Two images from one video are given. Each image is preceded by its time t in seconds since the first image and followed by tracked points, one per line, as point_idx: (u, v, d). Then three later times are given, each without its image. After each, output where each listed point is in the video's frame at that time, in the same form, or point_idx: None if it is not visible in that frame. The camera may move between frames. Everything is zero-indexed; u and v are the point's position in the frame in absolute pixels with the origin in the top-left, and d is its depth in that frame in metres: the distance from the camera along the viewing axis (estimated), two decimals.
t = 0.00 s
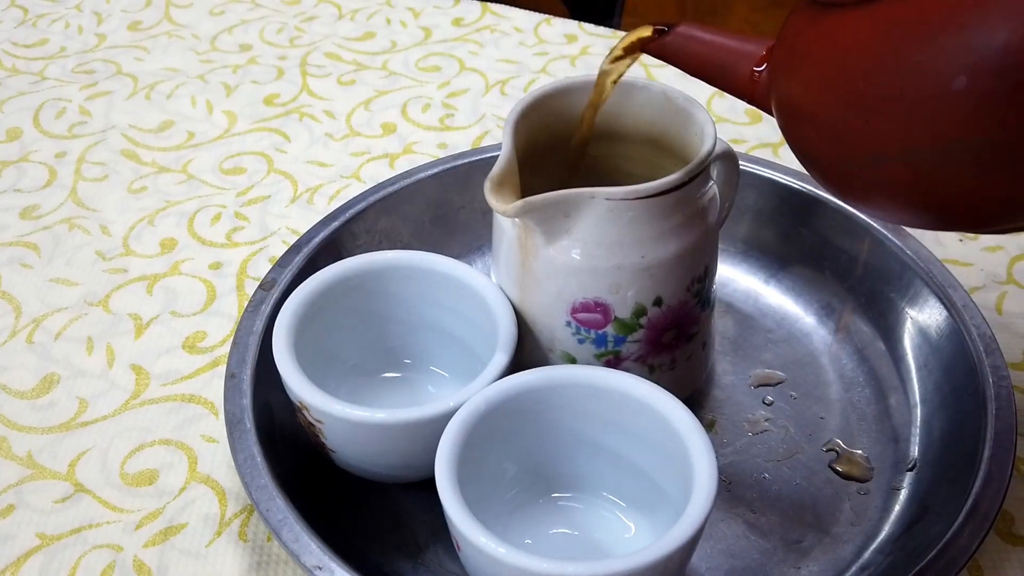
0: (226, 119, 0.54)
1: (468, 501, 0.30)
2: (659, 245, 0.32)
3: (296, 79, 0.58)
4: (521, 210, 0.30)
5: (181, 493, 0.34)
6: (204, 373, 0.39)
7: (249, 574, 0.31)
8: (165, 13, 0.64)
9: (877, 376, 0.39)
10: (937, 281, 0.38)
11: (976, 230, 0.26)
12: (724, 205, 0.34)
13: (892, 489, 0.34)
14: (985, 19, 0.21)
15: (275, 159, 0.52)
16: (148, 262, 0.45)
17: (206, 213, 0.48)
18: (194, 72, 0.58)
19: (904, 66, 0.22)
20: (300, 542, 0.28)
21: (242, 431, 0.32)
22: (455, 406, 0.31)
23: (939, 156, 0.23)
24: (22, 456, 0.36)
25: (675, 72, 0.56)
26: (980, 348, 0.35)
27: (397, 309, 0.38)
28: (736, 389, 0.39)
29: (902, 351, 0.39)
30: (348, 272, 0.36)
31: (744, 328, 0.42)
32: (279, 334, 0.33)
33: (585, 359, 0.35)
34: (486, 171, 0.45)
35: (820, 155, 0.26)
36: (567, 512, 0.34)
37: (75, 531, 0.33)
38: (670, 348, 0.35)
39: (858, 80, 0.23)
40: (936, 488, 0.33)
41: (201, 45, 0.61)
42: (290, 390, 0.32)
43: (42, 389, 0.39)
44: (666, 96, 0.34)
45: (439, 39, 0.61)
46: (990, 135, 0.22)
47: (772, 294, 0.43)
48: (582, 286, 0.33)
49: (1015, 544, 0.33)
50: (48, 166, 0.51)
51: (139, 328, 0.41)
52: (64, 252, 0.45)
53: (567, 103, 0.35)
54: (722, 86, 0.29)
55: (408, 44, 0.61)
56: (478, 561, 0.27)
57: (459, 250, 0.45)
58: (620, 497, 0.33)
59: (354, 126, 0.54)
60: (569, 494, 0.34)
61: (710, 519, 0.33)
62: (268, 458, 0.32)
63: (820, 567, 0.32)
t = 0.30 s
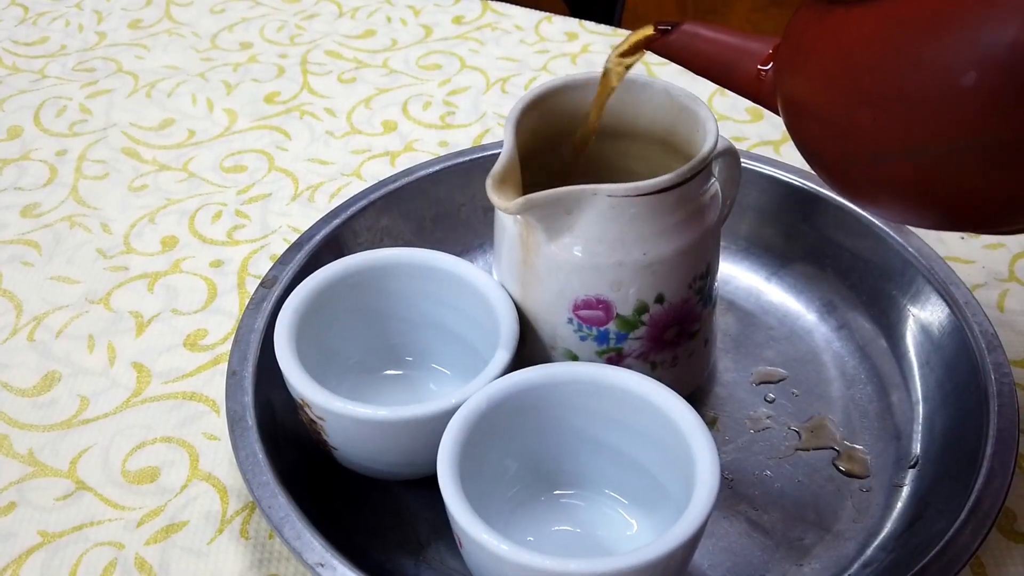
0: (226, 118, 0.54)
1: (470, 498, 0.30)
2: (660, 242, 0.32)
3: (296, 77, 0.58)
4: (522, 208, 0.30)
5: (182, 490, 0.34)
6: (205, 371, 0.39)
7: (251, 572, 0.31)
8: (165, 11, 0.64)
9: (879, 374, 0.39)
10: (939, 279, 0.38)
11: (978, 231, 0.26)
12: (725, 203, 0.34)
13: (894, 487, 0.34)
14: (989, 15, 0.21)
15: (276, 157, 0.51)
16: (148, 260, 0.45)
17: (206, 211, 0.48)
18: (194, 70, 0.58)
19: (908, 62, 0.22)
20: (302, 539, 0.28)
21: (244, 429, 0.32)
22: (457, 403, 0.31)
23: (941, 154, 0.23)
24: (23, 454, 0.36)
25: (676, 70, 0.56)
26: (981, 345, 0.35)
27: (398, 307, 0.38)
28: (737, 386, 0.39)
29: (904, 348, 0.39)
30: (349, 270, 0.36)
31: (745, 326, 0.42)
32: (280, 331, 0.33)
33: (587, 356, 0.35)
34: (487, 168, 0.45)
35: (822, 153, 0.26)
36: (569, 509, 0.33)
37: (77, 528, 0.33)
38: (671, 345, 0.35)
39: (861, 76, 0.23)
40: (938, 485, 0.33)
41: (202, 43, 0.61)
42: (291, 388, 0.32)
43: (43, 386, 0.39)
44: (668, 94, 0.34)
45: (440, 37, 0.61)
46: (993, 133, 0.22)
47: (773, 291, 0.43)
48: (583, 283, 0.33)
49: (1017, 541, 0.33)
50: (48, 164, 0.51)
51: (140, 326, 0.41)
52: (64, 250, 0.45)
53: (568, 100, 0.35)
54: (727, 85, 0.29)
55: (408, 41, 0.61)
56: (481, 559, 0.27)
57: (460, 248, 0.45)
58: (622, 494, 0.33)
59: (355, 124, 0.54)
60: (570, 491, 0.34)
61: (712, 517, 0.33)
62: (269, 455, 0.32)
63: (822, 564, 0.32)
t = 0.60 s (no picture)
0: (225, 117, 0.54)
1: (469, 498, 0.30)
2: (659, 241, 0.32)
3: (295, 76, 0.58)
4: (521, 207, 0.30)
5: (181, 490, 0.34)
6: (204, 370, 0.39)
7: (250, 572, 0.31)
8: (164, 11, 0.64)
9: (878, 373, 0.39)
10: (938, 278, 0.38)
11: (977, 222, 0.25)
12: (724, 202, 0.34)
13: (893, 487, 0.34)
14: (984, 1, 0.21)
15: (275, 157, 0.51)
16: (147, 259, 0.45)
17: (206, 211, 0.48)
18: (194, 69, 0.58)
19: (904, 50, 0.22)
20: (300, 539, 0.28)
21: (242, 428, 0.32)
22: (456, 403, 0.31)
23: (938, 144, 0.23)
24: (22, 454, 0.36)
25: (675, 69, 0.56)
26: (981, 344, 0.35)
27: (398, 306, 0.38)
28: (737, 386, 0.39)
29: (903, 348, 0.39)
30: (347, 269, 0.36)
31: (745, 325, 0.42)
32: (278, 330, 0.33)
33: (586, 356, 0.35)
34: (486, 167, 0.45)
35: (819, 144, 0.25)
36: (568, 509, 0.33)
37: (75, 528, 0.33)
38: (670, 345, 0.35)
39: (857, 65, 0.23)
40: (937, 485, 0.33)
41: (201, 42, 0.61)
42: (290, 387, 0.32)
43: (41, 386, 0.38)
44: (667, 93, 0.34)
45: (439, 36, 0.61)
46: (990, 123, 0.22)
47: (772, 290, 0.43)
48: (582, 282, 0.33)
49: (1016, 540, 0.33)
50: (47, 164, 0.51)
51: (138, 326, 0.41)
52: (63, 249, 0.45)
53: (566, 100, 0.35)
54: (723, 79, 0.28)
55: (408, 41, 0.61)
56: (480, 559, 0.27)
57: (459, 247, 0.45)
58: (621, 494, 0.33)
59: (354, 123, 0.54)
60: (569, 491, 0.34)
61: (711, 517, 0.33)
62: (268, 455, 0.32)
63: (821, 564, 0.32)
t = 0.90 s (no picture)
0: (223, 114, 0.54)
1: (467, 495, 0.30)
2: (657, 238, 0.32)
3: (293, 73, 0.57)
4: (518, 204, 0.30)
5: (179, 488, 0.34)
6: (202, 369, 0.39)
7: (247, 570, 0.31)
8: (161, 8, 0.64)
9: (877, 370, 0.39)
10: (938, 275, 0.38)
11: (975, 218, 0.25)
12: (723, 199, 0.34)
13: (893, 484, 0.34)
14: None
15: (273, 154, 0.51)
16: (145, 257, 0.45)
17: (203, 209, 0.48)
18: (191, 67, 0.58)
19: (890, 47, 0.22)
20: (297, 537, 0.28)
21: (240, 426, 0.32)
22: (454, 400, 0.31)
23: (932, 141, 0.22)
24: (19, 452, 0.36)
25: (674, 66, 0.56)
26: (980, 341, 0.35)
27: (396, 304, 0.38)
28: (735, 383, 0.39)
29: (902, 345, 0.39)
30: (345, 267, 0.36)
31: (744, 322, 0.42)
32: (276, 326, 0.33)
33: (584, 353, 0.34)
34: (484, 164, 0.44)
35: (811, 143, 0.25)
36: (567, 507, 0.33)
37: (72, 527, 0.33)
38: (669, 342, 0.35)
39: (845, 62, 0.23)
40: (937, 482, 0.33)
41: (198, 40, 0.61)
42: (287, 385, 0.32)
43: (38, 384, 0.38)
44: (665, 88, 0.34)
45: (437, 33, 0.61)
46: (985, 118, 0.21)
47: (771, 287, 0.43)
48: (580, 279, 0.33)
49: (1016, 538, 0.33)
50: (44, 161, 0.51)
51: (135, 324, 0.41)
52: (60, 247, 0.45)
53: (564, 97, 0.35)
54: (717, 82, 0.28)
55: (405, 38, 0.60)
56: (478, 556, 0.27)
57: (457, 245, 0.45)
58: (620, 492, 0.33)
59: (352, 120, 0.54)
60: (568, 489, 0.34)
61: (710, 514, 0.33)
62: (265, 453, 0.32)
63: (820, 562, 0.32)
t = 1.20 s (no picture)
0: (221, 118, 0.54)
1: (464, 500, 0.30)
2: (653, 244, 0.32)
3: (292, 77, 0.58)
4: (515, 210, 0.30)
5: (177, 492, 0.34)
6: (200, 373, 0.39)
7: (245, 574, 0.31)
8: (160, 11, 0.64)
9: (873, 374, 0.39)
10: (933, 279, 0.38)
11: (962, 226, 0.25)
12: (718, 204, 0.34)
13: (888, 488, 0.35)
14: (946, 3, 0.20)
15: (271, 158, 0.51)
16: (143, 262, 0.45)
17: (201, 213, 0.48)
18: (189, 70, 0.58)
19: (867, 55, 0.22)
20: (294, 542, 0.28)
21: (238, 431, 0.32)
22: (451, 406, 0.31)
23: (914, 146, 0.22)
24: (18, 457, 0.36)
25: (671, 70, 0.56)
26: (975, 346, 0.35)
27: (393, 309, 0.38)
28: (732, 387, 0.39)
29: (897, 349, 0.39)
30: (342, 273, 0.36)
31: (740, 326, 0.42)
32: (275, 331, 0.33)
33: (581, 358, 0.35)
34: (481, 169, 0.45)
35: (795, 151, 0.25)
36: (563, 511, 0.33)
37: (71, 531, 0.33)
38: (665, 347, 0.35)
39: (827, 69, 0.23)
40: (931, 486, 0.33)
41: (197, 43, 0.61)
42: (285, 390, 0.32)
43: (37, 389, 0.39)
44: (660, 95, 0.34)
45: (435, 37, 0.61)
46: (966, 122, 0.21)
47: (767, 291, 0.43)
48: (576, 285, 0.33)
49: (1010, 542, 0.33)
50: (43, 165, 0.51)
51: (134, 328, 0.41)
52: (59, 251, 0.45)
53: (560, 103, 0.35)
54: (706, 91, 0.28)
55: (404, 42, 0.61)
56: (474, 561, 0.27)
57: (455, 249, 0.45)
58: (616, 496, 0.33)
59: (350, 124, 0.54)
60: (564, 493, 0.34)
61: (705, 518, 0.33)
62: (263, 458, 0.32)
63: (815, 565, 0.32)
